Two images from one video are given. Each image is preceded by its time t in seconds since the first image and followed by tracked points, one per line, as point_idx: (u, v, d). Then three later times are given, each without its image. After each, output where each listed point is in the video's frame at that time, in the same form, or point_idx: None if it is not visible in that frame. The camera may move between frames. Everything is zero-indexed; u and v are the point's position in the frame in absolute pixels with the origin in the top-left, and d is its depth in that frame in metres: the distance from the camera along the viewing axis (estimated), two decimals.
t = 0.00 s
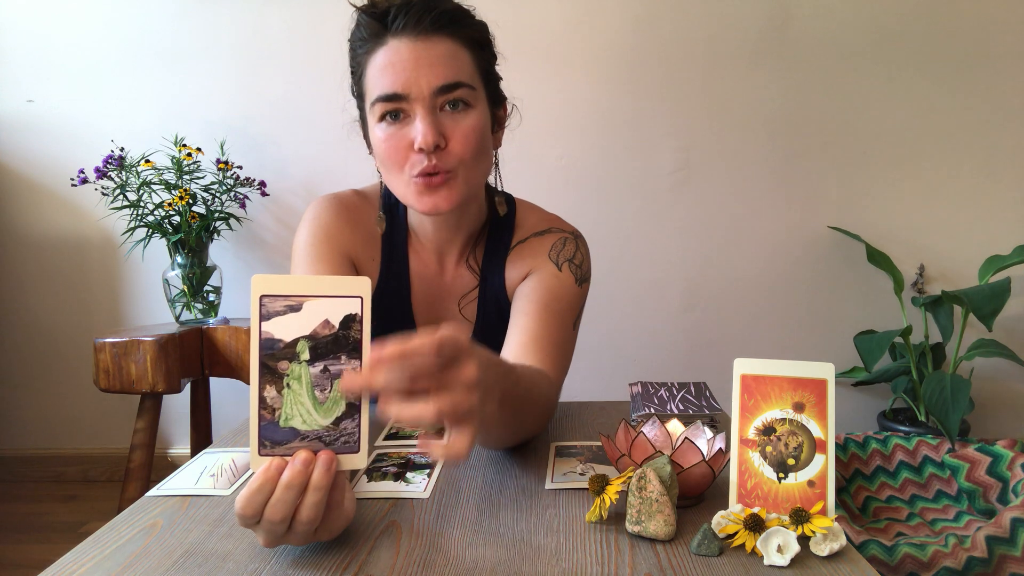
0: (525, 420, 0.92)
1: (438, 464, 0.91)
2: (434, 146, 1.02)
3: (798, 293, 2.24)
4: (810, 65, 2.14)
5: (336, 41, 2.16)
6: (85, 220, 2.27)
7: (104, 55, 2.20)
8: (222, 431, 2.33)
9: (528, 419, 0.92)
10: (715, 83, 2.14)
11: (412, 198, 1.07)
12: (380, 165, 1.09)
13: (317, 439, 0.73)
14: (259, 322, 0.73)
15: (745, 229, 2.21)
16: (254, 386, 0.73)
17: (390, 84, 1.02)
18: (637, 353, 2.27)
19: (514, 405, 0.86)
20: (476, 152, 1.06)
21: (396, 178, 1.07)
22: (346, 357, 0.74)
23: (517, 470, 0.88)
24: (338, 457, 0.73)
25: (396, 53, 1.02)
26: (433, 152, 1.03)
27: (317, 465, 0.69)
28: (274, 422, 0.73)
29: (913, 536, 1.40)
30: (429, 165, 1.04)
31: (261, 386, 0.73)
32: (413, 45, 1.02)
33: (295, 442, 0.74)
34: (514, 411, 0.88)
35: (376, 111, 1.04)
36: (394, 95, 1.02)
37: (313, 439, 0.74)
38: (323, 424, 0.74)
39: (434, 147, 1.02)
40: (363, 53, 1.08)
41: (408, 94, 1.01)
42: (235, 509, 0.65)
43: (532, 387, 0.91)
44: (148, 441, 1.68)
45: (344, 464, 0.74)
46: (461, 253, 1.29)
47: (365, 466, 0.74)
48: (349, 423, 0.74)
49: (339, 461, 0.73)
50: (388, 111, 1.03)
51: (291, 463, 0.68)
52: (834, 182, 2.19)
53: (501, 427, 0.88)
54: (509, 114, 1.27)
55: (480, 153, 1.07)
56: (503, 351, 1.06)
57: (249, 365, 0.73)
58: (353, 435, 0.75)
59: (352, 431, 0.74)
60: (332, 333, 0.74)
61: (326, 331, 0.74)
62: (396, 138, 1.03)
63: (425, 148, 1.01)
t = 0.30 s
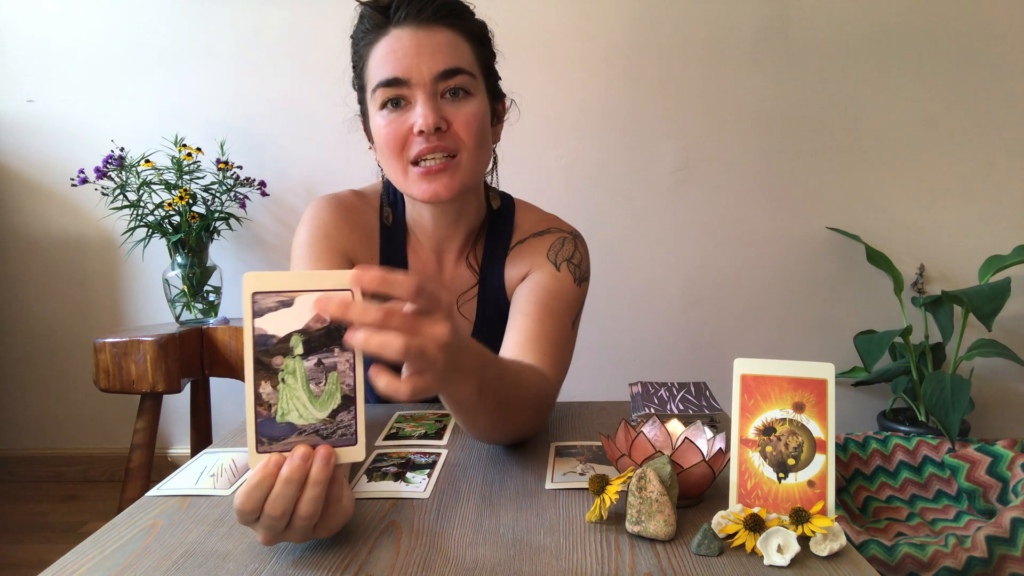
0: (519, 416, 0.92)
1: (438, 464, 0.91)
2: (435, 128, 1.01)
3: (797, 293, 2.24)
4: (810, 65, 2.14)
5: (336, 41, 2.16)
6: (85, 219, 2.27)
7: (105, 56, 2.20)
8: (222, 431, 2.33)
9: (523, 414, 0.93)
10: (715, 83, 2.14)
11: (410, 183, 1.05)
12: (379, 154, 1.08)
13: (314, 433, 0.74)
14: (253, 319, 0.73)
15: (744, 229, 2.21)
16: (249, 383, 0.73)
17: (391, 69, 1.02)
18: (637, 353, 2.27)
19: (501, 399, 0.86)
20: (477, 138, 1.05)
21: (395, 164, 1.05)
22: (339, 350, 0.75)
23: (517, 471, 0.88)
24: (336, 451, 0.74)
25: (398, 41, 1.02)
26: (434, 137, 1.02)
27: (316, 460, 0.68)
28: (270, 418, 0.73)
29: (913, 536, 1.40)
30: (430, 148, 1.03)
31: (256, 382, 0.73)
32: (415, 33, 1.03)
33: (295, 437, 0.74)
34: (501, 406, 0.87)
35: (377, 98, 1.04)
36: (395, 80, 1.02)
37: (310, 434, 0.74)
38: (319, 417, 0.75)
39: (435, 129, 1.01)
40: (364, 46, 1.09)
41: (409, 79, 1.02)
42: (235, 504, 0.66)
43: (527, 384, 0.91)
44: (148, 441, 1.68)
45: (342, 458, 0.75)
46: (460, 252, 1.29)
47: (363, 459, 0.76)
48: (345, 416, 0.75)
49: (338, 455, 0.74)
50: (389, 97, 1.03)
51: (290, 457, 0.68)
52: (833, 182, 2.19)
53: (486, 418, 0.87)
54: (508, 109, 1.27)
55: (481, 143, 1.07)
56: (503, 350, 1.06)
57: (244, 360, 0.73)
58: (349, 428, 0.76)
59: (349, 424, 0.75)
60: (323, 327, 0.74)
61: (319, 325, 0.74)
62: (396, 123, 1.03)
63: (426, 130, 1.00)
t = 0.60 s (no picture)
0: (522, 423, 0.91)
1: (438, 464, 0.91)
2: (434, 147, 1.01)
3: (797, 293, 2.24)
4: (810, 65, 2.14)
5: (336, 41, 2.16)
6: (85, 220, 2.27)
7: (104, 55, 2.20)
8: (222, 431, 2.33)
9: (525, 421, 0.92)
10: (715, 83, 2.14)
11: (409, 199, 1.07)
12: (378, 165, 1.09)
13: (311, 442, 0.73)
14: (256, 324, 0.74)
15: (744, 229, 2.21)
16: (249, 386, 0.73)
17: (388, 85, 1.01)
18: (637, 353, 2.27)
19: (502, 419, 0.85)
20: (476, 153, 1.07)
21: (395, 180, 1.07)
22: (342, 360, 0.74)
23: (517, 470, 0.88)
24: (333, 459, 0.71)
25: (395, 55, 1.01)
26: (433, 154, 1.03)
27: (312, 468, 0.69)
28: (269, 425, 0.73)
29: (913, 536, 1.40)
30: (429, 166, 1.04)
31: (256, 388, 0.73)
32: (412, 48, 1.01)
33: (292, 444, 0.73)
34: (504, 423, 0.86)
35: (375, 112, 1.04)
36: (393, 96, 1.01)
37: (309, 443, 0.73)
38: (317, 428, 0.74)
39: (434, 148, 1.02)
40: (361, 55, 1.08)
41: (407, 96, 1.01)
42: (230, 510, 0.65)
43: (524, 391, 0.90)
44: (148, 441, 1.68)
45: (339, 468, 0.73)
46: (459, 254, 1.29)
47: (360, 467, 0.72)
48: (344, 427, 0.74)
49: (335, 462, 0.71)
50: (387, 112, 1.03)
51: (285, 465, 0.68)
52: (833, 182, 2.19)
53: (490, 441, 0.85)
54: (507, 112, 1.27)
55: (480, 155, 1.08)
56: (502, 350, 1.06)
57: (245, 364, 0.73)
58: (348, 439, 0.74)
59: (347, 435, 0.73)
60: (327, 336, 0.75)
61: (322, 334, 0.75)
62: (394, 140, 1.03)
63: (425, 149, 1.01)
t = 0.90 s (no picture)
0: (525, 423, 0.92)
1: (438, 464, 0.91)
2: (436, 171, 1.02)
3: (797, 293, 2.24)
4: (809, 65, 2.14)
5: (335, 41, 2.16)
6: (85, 219, 2.27)
7: (104, 55, 2.20)
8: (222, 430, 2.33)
9: (528, 421, 0.93)
10: (715, 83, 2.14)
11: (413, 217, 1.09)
12: (379, 181, 1.10)
13: (305, 444, 0.73)
14: (247, 326, 0.73)
15: (744, 229, 2.21)
16: (242, 389, 0.73)
17: (388, 108, 1.00)
18: (637, 353, 2.27)
19: (512, 414, 0.87)
20: (477, 170, 1.08)
21: (398, 197, 1.08)
22: (335, 361, 0.74)
23: (517, 471, 0.88)
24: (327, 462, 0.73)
25: (393, 76, 1.00)
26: (435, 176, 1.04)
27: (305, 470, 0.69)
28: (262, 426, 0.73)
29: (913, 536, 1.40)
30: (431, 188, 1.05)
31: (250, 390, 0.73)
32: (411, 68, 1.00)
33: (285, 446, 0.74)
34: (512, 420, 0.87)
35: (375, 132, 1.04)
36: (392, 119, 1.01)
37: (302, 444, 0.73)
38: (311, 429, 0.74)
39: (436, 172, 1.02)
40: (359, 71, 1.07)
41: (407, 119, 1.01)
42: (224, 513, 0.65)
43: (529, 389, 0.91)
44: (148, 441, 1.68)
45: (332, 469, 0.74)
46: (459, 255, 1.29)
47: (353, 471, 0.74)
48: (338, 428, 0.74)
49: (327, 466, 0.73)
50: (387, 132, 1.03)
51: (279, 467, 0.68)
52: (834, 182, 2.19)
53: (501, 431, 0.86)
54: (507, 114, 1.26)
55: (481, 171, 1.09)
56: (503, 351, 1.07)
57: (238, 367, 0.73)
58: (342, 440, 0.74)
59: (341, 436, 0.74)
60: (320, 337, 0.74)
61: (315, 335, 0.74)
62: (396, 161, 1.04)
63: (427, 173, 1.02)
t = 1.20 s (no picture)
0: (526, 424, 0.92)
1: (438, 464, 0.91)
2: (437, 170, 1.02)
3: (798, 293, 2.24)
4: (810, 65, 2.14)
5: (336, 41, 2.16)
6: (85, 220, 2.27)
7: (104, 55, 2.20)
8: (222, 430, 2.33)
9: (529, 421, 0.93)
10: (715, 83, 2.14)
11: (414, 216, 1.09)
12: (380, 181, 1.10)
13: (306, 443, 0.73)
14: (250, 325, 0.73)
15: (745, 229, 2.21)
16: (243, 387, 0.73)
17: (388, 106, 1.00)
18: (637, 353, 2.27)
19: (514, 414, 0.87)
20: (477, 169, 1.08)
21: (399, 197, 1.08)
22: (337, 361, 0.74)
23: (517, 471, 0.88)
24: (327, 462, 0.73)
25: (394, 75, 1.00)
26: (435, 175, 1.04)
27: (306, 470, 0.69)
28: (263, 425, 0.73)
29: (913, 536, 1.40)
30: (432, 187, 1.05)
31: (251, 390, 0.73)
32: (411, 67, 1.00)
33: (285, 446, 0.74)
34: (513, 420, 0.87)
35: (375, 131, 1.04)
36: (393, 118, 1.01)
37: (303, 444, 0.73)
38: (312, 429, 0.74)
39: (437, 171, 1.02)
40: (359, 70, 1.07)
41: (407, 118, 1.01)
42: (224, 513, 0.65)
43: (529, 389, 0.91)
44: (148, 441, 1.68)
45: (332, 469, 0.74)
46: (459, 255, 1.29)
47: (353, 471, 0.74)
48: (338, 428, 0.74)
49: (328, 466, 0.73)
50: (388, 131, 1.03)
51: (279, 467, 0.68)
52: (834, 182, 2.19)
53: (502, 430, 0.86)
54: (507, 114, 1.26)
55: (481, 170, 1.09)
56: (503, 351, 1.07)
57: (240, 366, 0.73)
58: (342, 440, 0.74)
59: (342, 436, 0.74)
60: (323, 337, 0.74)
61: (317, 335, 0.74)
62: (397, 160, 1.04)
63: (427, 172, 1.02)
